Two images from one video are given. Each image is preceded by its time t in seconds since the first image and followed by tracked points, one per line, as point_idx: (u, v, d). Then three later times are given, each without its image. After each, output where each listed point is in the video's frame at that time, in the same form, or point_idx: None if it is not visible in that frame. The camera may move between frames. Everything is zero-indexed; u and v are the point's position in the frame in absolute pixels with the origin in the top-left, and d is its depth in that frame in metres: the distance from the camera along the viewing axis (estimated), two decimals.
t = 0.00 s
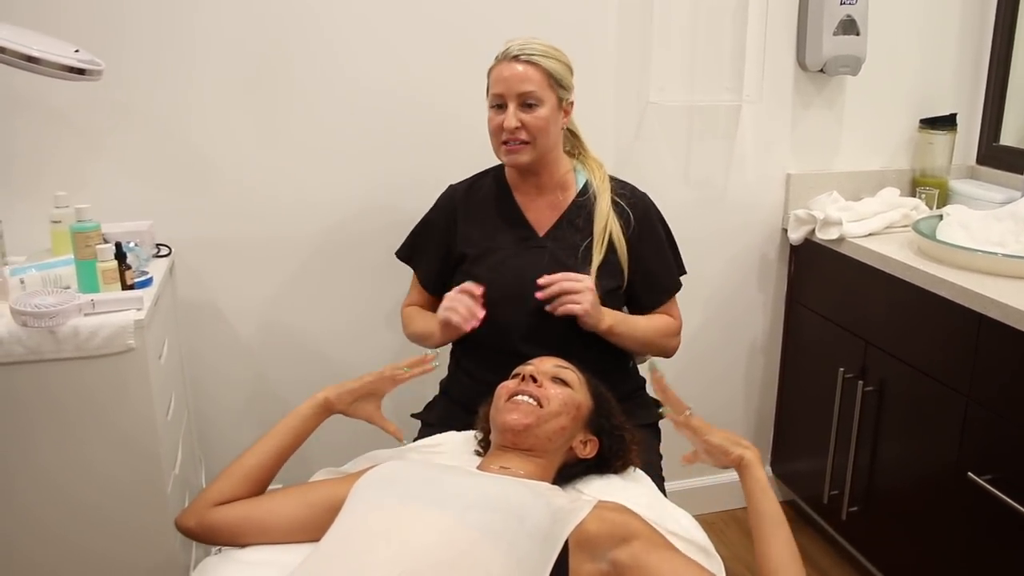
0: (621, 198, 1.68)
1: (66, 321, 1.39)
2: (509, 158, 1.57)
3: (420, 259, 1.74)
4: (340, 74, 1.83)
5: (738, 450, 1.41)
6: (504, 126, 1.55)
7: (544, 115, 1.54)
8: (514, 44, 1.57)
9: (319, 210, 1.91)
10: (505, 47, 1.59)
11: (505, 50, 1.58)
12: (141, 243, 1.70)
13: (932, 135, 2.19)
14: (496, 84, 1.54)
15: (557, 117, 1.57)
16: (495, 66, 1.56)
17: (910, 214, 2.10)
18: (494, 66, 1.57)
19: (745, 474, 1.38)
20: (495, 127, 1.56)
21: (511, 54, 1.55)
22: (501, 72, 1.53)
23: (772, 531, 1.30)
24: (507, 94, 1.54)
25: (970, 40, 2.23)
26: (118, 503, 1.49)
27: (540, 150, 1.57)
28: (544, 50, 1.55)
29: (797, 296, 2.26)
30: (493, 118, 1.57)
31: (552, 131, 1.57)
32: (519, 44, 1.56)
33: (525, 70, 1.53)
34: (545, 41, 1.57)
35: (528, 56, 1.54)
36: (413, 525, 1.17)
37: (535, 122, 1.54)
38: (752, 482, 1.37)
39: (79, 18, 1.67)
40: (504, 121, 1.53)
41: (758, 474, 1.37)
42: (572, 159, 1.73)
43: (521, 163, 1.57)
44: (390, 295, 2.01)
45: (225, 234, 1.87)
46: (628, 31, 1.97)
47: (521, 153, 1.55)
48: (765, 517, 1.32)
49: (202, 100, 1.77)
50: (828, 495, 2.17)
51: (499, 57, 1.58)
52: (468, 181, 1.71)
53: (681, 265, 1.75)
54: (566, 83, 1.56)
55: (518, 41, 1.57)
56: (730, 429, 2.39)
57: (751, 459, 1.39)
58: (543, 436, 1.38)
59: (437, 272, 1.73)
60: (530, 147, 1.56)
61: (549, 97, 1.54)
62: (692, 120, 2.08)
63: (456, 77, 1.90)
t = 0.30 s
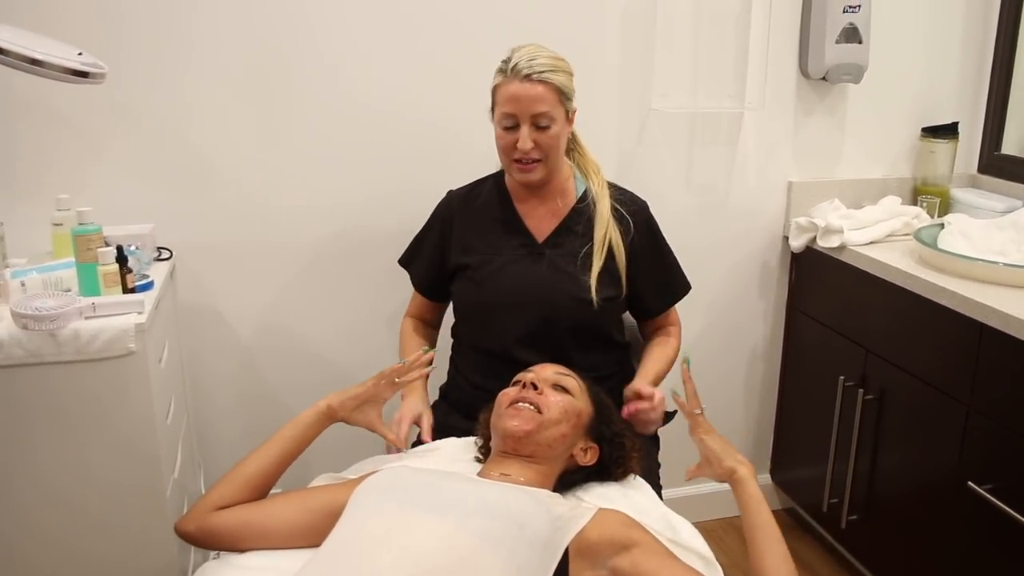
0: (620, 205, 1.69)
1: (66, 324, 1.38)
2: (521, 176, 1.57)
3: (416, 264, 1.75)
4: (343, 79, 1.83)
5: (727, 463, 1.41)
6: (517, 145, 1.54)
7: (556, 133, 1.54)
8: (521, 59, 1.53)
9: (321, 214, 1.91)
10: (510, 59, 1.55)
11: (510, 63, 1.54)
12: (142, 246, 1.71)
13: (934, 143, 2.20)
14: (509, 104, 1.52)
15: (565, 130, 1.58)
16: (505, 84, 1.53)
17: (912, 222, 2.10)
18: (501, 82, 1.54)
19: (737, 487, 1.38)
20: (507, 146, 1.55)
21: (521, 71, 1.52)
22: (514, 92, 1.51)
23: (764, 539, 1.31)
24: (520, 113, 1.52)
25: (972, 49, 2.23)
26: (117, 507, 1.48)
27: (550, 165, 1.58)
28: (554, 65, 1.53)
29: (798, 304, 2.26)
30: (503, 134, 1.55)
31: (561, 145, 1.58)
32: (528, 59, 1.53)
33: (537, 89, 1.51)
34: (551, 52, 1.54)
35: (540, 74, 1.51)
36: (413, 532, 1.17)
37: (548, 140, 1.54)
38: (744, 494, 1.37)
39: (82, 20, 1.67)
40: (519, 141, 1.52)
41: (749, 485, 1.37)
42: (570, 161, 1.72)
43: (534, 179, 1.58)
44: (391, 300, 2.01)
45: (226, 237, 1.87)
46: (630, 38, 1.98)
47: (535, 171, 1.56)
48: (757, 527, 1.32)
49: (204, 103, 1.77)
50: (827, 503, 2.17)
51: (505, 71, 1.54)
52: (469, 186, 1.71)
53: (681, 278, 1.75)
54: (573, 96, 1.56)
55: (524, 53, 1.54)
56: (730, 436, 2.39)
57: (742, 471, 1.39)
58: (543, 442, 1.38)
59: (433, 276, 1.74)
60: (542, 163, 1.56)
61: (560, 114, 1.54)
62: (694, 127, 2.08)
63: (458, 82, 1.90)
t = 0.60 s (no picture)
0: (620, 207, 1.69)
1: (63, 324, 1.38)
2: (523, 179, 1.57)
3: (414, 268, 1.74)
4: (341, 79, 1.83)
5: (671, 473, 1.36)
6: (520, 149, 1.54)
7: (559, 138, 1.54)
8: (524, 62, 1.52)
9: (318, 214, 1.91)
10: (512, 61, 1.54)
11: (513, 66, 1.53)
12: (139, 246, 1.71)
13: (932, 145, 2.20)
14: (512, 109, 1.51)
15: (567, 133, 1.58)
16: (508, 88, 1.52)
17: (909, 224, 2.11)
18: (504, 86, 1.53)
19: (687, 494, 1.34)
20: (509, 150, 1.55)
21: (524, 75, 1.51)
22: (517, 97, 1.50)
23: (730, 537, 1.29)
24: (523, 118, 1.51)
25: (970, 50, 2.24)
26: (114, 507, 1.48)
27: (552, 169, 1.58)
28: (556, 69, 1.53)
29: (795, 305, 2.27)
30: (505, 138, 1.55)
31: (563, 148, 1.58)
32: (530, 62, 1.52)
33: (541, 94, 1.50)
34: (553, 55, 1.54)
35: (543, 79, 1.51)
36: (410, 532, 1.17)
37: (550, 144, 1.54)
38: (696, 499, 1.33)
39: (79, 20, 1.67)
40: (522, 146, 1.52)
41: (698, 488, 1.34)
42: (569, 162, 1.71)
43: (535, 182, 1.58)
44: (389, 300, 2.01)
45: (223, 237, 1.86)
46: (629, 39, 1.98)
47: (537, 174, 1.56)
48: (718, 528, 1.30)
49: (202, 103, 1.77)
50: (823, 504, 2.17)
51: (508, 74, 1.53)
52: (469, 187, 1.71)
53: (681, 280, 1.75)
54: (575, 99, 1.56)
55: (527, 56, 1.53)
56: (727, 437, 2.39)
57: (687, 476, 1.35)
58: (542, 444, 1.38)
59: (432, 281, 1.73)
60: (544, 167, 1.56)
61: (563, 117, 1.54)
62: (692, 128, 2.08)
63: (457, 83, 1.90)
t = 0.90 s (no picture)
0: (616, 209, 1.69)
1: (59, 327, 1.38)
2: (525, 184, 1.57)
3: (412, 269, 1.74)
4: (336, 81, 1.84)
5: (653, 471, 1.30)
6: (522, 156, 1.53)
7: (560, 144, 1.55)
8: (525, 68, 1.51)
9: (314, 217, 1.91)
10: (513, 67, 1.52)
11: (514, 72, 1.52)
12: (135, 249, 1.71)
13: (927, 146, 2.20)
14: (515, 116, 1.50)
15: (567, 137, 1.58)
16: (510, 95, 1.51)
17: (904, 225, 2.11)
18: (505, 92, 1.51)
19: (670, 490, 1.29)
20: (511, 156, 1.54)
21: (526, 83, 1.50)
22: (520, 104, 1.50)
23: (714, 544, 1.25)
24: (525, 126, 1.51)
25: (964, 52, 2.24)
26: (110, 510, 1.48)
27: (553, 173, 1.58)
28: (558, 75, 1.52)
29: (791, 306, 2.27)
30: (506, 144, 1.54)
31: (563, 152, 1.58)
32: (533, 69, 1.50)
33: (543, 102, 1.50)
34: (554, 61, 1.53)
35: (545, 86, 1.50)
36: (405, 534, 1.17)
37: (552, 151, 1.54)
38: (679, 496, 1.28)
39: (75, 23, 1.67)
40: (525, 154, 1.52)
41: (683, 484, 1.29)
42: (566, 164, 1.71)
43: (537, 185, 1.59)
44: (385, 302, 2.01)
45: (219, 240, 1.87)
46: (624, 41, 1.98)
47: (539, 179, 1.57)
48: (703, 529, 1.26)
49: (198, 106, 1.77)
50: (820, 505, 2.17)
51: (509, 80, 1.52)
52: (465, 189, 1.71)
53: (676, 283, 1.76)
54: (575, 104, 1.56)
55: (528, 62, 1.52)
56: (724, 438, 2.40)
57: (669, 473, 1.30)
58: (536, 445, 1.38)
59: (429, 282, 1.73)
60: (545, 172, 1.57)
61: (565, 123, 1.54)
62: (688, 130, 2.09)
63: (452, 85, 1.90)
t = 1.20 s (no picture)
0: (611, 208, 1.70)
1: (54, 325, 1.38)
2: (555, 185, 1.56)
3: (408, 269, 1.74)
4: (332, 80, 1.84)
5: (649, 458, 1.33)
6: (554, 156, 1.53)
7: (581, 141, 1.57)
8: (547, 70, 1.51)
9: (309, 215, 1.91)
10: (532, 71, 1.51)
11: (536, 74, 1.50)
12: (130, 248, 1.71)
13: (921, 146, 2.21)
14: (547, 118, 1.49)
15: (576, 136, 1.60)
16: (541, 97, 1.49)
17: (899, 224, 2.12)
18: (534, 95, 1.49)
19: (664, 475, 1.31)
20: (541, 158, 1.53)
21: (555, 84, 1.50)
22: (553, 105, 1.49)
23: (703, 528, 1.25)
24: (558, 126, 1.51)
25: (959, 52, 2.25)
26: (106, 508, 1.49)
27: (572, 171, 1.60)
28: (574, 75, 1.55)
29: (786, 305, 2.28)
30: (536, 148, 1.52)
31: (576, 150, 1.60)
32: (553, 70, 1.51)
33: (573, 101, 1.51)
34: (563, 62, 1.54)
35: (572, 85, 1.51)
36: (398, 530, 1.18)
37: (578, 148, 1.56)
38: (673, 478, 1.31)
39: (71, 22, 1.67)
40: (560, 153, 1.52)
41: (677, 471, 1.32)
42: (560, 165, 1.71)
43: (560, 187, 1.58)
44: (381, 301, 2.01)
45: (215, 239, 1.87)
46: (619, 40, 1.99)
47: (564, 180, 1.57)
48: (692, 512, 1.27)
49: (194, 104, 1.78)
50: (814, 504, 2.18)
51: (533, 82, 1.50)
52: (460, 189, 1.71)
53: (670, 283, 1.76)
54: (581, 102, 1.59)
55: (544, 64, 1.52)
56: (719, 437, 2.40)
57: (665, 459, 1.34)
58: (529, 444, 1.38)
59: (425, 282, 1.73)
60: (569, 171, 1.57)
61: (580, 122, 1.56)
62: (683, 129, 2.09)
63: (448, 84, 1.91)
